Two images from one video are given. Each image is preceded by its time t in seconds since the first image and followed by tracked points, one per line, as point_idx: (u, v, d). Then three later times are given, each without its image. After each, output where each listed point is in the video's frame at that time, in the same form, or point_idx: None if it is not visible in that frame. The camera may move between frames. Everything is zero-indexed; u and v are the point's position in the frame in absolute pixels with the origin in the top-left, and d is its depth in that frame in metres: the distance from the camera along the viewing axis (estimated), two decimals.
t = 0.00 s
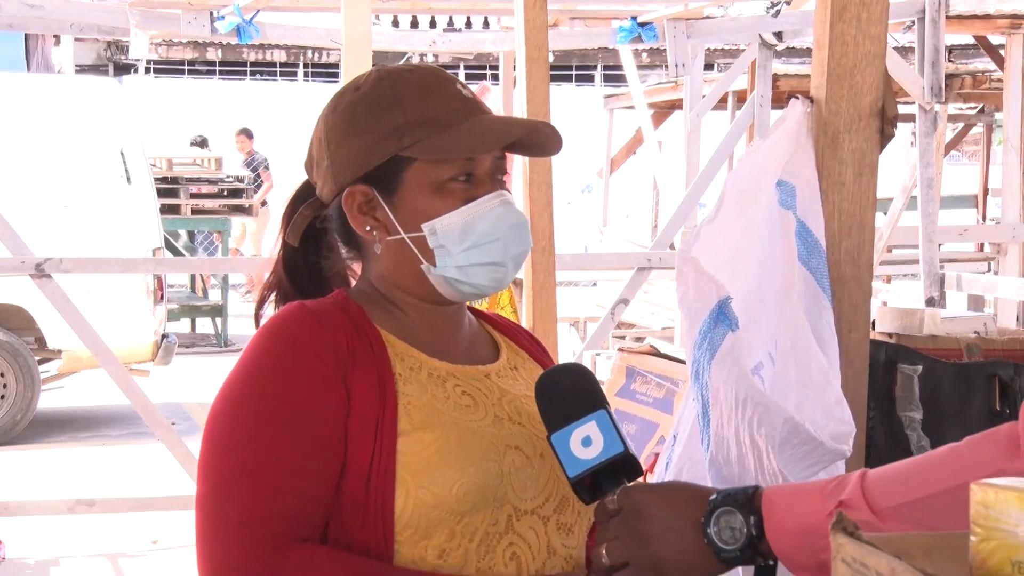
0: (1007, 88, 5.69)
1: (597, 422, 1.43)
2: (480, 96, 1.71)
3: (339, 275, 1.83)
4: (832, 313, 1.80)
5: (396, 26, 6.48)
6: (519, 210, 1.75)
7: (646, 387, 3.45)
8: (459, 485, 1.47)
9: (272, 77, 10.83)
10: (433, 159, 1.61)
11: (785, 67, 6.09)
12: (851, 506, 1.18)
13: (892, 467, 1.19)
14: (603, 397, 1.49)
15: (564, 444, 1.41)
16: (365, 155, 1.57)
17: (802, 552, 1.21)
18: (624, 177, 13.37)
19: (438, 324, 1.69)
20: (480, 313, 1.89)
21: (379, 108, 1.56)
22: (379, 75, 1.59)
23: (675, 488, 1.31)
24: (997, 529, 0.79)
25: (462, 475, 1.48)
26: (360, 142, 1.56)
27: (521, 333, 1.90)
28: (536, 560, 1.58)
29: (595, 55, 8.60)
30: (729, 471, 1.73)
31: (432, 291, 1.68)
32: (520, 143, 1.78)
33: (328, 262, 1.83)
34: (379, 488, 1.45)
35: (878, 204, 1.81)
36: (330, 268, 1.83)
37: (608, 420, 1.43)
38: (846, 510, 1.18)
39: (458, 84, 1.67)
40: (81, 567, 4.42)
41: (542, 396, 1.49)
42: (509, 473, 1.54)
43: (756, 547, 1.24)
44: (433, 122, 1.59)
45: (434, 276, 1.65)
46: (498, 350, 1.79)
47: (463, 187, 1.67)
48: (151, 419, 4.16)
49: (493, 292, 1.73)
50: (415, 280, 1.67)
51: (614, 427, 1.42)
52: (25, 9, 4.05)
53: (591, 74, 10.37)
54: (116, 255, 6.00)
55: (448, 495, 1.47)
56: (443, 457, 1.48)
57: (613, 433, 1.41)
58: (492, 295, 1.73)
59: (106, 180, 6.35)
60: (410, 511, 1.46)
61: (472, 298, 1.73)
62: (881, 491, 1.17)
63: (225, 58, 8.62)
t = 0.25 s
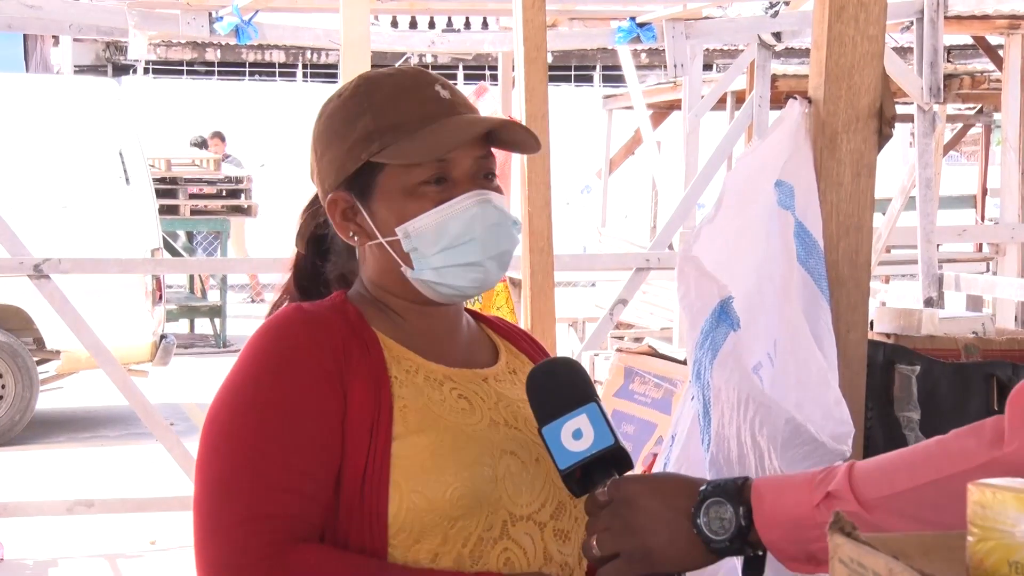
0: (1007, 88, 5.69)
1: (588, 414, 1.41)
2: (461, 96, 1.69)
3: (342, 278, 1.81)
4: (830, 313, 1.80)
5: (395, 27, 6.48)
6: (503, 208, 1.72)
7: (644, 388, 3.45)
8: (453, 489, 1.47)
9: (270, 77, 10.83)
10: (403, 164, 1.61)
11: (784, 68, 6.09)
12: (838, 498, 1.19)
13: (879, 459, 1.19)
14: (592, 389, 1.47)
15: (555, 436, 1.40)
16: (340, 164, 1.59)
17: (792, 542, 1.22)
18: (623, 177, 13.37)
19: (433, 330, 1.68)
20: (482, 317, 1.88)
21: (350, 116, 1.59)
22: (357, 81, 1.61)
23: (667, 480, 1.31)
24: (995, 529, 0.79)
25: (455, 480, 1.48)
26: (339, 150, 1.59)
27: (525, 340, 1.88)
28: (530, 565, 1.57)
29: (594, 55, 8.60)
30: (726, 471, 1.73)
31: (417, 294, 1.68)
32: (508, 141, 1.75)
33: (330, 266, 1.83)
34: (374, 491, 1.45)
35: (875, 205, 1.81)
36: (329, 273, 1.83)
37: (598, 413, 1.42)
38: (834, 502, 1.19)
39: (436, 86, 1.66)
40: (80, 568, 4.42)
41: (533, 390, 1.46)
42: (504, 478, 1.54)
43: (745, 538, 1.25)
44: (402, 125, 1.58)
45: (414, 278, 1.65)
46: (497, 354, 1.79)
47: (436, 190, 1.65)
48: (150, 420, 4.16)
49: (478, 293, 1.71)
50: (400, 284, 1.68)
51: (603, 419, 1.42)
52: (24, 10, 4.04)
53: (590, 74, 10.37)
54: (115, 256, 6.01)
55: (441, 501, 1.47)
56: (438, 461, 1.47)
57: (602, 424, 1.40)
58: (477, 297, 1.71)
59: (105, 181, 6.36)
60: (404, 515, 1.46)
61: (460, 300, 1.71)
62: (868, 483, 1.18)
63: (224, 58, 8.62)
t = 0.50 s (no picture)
0: (1006, 88, 5.69)
1: (577, 413, 1.42)
2: (451, 94, 1.68)
3: (348, 281, 1.80)
4: (829, 314, 1.80)
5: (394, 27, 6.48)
6: (492, 206, 1.71)
7: (643, 388, 3.45)
8: (444, 496, 1.47)
9: (269, 77, 10.82)
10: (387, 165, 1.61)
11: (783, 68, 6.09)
12: (834, 495, 1.19)
13: (874, 456, 1.20)
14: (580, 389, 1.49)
15: (545, 438, 1.40)
16: (330, 169, 1.61)
17: (787, 540, 1.22)
18: (622, 178, 13.37)
19: (431, 332, 1.68)
20: (487, 320, 1.88)
21: (338, 121, 1.60)
22: (347, 87, 1.63)
23: (663, 477, 1.31)
24: (994, 530, 0.79)
25: (446, 486, 1.47)
26: (328, 154, 1.61)
27: (530, 342, 1.87)
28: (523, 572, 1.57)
29: (593, 55, 8.60)
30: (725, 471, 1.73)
31: (410, 295, 1.68)
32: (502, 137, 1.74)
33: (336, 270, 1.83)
34: (364, 497, 1.44)
35: (874, 205, 1.81)
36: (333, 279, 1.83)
37: (587, 412, 1.43)
38: (830, 500, 1.19)
39: (423, 86, 1.65)
40: (78, 568, 4.41)
41: (521, 392, 1.48)
42: (497, 485, 1.53)
43: (740, 536, 1.24)
44: (385, 126, 1.58)
45: (404, 280, 1.66)
46: (501, 356, 1.77)
47: (421, 191, 1.65)
48: (149, 420, 4.16)
49: (469, 292, 1.70)
50: (392, 286, 1.68)
51: (594, 418, 1.41)
52: (23, 10, 4.04)
53: (589, 74, 10.38)
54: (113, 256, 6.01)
55: (432, 508, 1.46)
56: (429, 467, 1.47)
57: (591, 423, 1.40)
58: (469, 296, 1.71)
59: (104, 181, 6.36)
60: (393, 523, 1.45)
61: (454, 301, 1.71)
62: (863, 481, 1.18)
63: (222, 58, 8.62)
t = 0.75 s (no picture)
0: (1005, 89, 5.69)
1: (574, 412, 1.40)
2: (453, 90, 1.68)
3: (348, 278, 1.81)
4: (828, 313, 1.80)
5: (393, 26, 6.48)
6: (492, 204, 1.71)
7: (642, 388, 3.45)
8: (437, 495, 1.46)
9: (269, 77, 10.82)
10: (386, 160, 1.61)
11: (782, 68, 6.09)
12: (833, 494, 1.19)
13: (873, 454, 1.20)
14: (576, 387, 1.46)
15: (540, 434, 1.39)
16: (331, 165, 1.62)
17: (784, 538, 1.23)
18: (621, 177, 13.37)
19: (429, 331, 1.68)
20: (488, 316, 1.88)
21: (340, 117, 1.61)
22: (349, 85, 1.64)
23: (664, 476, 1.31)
24: (994, 529, 0.79)
25: (439, 486, 1.47)
26: (330, 152, 1.62)
27: (533, 341, 1.86)
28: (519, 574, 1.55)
29: (592, 55, 8.60)
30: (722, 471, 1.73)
31: (411, 292, 1.68)
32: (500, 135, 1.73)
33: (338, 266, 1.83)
34: (358, 496, 1.45)
35: (874, 205, 1.81)
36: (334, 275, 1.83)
37: (583, 410, 1.41)
38: (829, 499, 1.19)
39: (424, 83, 1.65)
40: (77, 568, 4.41)
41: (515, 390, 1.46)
42: (490, 484, 1.53)
43: (738, 535, 1.25)
44: (386, 122, 1.58)
45: (404, 275, 1.66)
46: (500, 356, 1.76)
47: (422, 187, 1.65)
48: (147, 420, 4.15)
49: (468, 290, 1.70)
50: (393, 282, 1.68)
51: (590, 417, 1.41)
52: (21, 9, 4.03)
53: (588, 74, 10.38)
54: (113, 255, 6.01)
55: (425, 508, 1.46)
56: (421, 467, 1.47)
57: (588, 421, 1.39)
58: (468, 293, 1.70)
59: (103, 180, 6.36)
60: (386, 521, 1.46)
61: (453, 297, 1.70)
62: (862, 479, 1.18)
63: (222, 58, 8.62)
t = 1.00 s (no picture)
0: (1003, 88, 5.69)
1: (573, 414, 1.40)
2: (452, 93, 1.67)
3: (348, 276, 1.81)
4: (828, 312, 1.80)
5: (391, 25, 6.48)
6: (487, 211, 1.70)
7: (642, 387, 3.45)
8: (439, 495, 1.46)
9: (267, 76, 10.82)
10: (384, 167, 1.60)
11: (780, 67, 6.09)
12: (834, 494, 1.20)
13: (874, 455, 1.20)
14: (575, 389, 1.46)
15: (540, 436, 1.39)
16: (330, 168, 1.62)
17: (783, 539, 1.24)
18: (620, 176, 13.37)
19: (429, 332, 1.68)
20: (488, 316, 1.88)
21: (338, 120, 1.61)
22: (347, 85, 1.63)
23: (663, 479, 1.35)
24: (995, 528, 0.79)
25: (442, 485, 1.47)
26: (328, 154, 1.62)
27: (535, 341, 1.86)
28: None
29: (591, 54, 8.59)
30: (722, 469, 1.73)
31: (407, 298, 1.68)
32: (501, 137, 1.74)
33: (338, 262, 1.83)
34: (362, 494, 1.45)
35: (874, 204, 1.81)
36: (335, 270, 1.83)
37: (582, 412, 1.41)
38: (830, 499, 1.20)
39: (422, 85, 1.64)
40: (75, 567, 4.40)
41: (512, 390, 1.46)
42: (493, 485, 1.53)
43: (739, 536, 1.27)
44: (381, 127, 1.58)
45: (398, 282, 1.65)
46: (501, 355, 1.76)
47: (416, 194, 1.65)
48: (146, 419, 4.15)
49: (463, 296, 1.69)
50: (389, 287, 1.68)
51: (589, 419, 1.40)
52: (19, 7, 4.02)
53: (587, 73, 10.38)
54: (111, 254, 6.00)
55: (427, 506, 1.45)
56: (425, 466, 1.47)
57: (586, 422, 1.39)
58: (462, 300, 1.70)
59: (102, 179, 6.36)
60: (388, 519, 1.45)
61: (448, 305, 1.70)
62: (863, 479, 1.19)
63: (220, 56, 8.61)
